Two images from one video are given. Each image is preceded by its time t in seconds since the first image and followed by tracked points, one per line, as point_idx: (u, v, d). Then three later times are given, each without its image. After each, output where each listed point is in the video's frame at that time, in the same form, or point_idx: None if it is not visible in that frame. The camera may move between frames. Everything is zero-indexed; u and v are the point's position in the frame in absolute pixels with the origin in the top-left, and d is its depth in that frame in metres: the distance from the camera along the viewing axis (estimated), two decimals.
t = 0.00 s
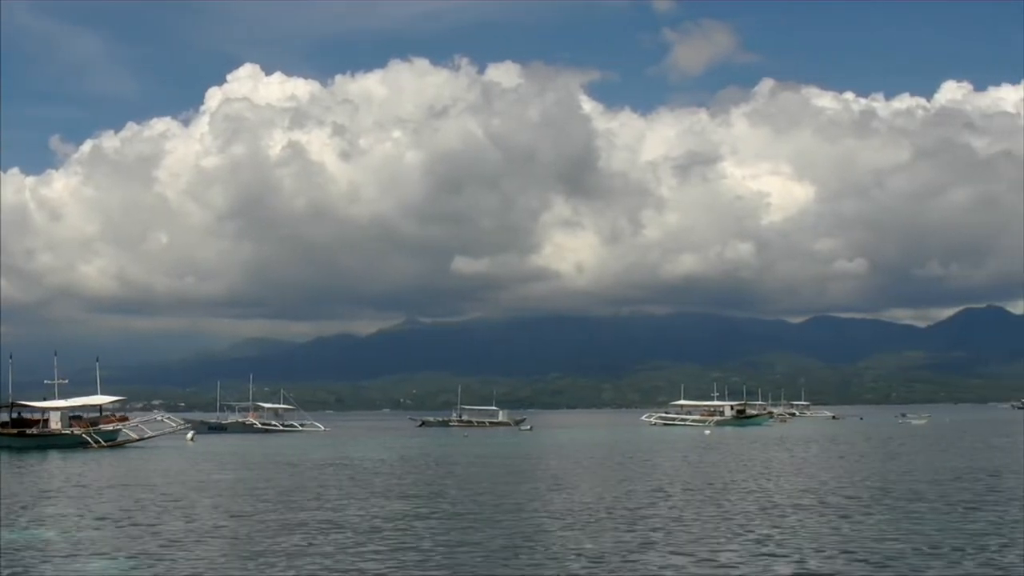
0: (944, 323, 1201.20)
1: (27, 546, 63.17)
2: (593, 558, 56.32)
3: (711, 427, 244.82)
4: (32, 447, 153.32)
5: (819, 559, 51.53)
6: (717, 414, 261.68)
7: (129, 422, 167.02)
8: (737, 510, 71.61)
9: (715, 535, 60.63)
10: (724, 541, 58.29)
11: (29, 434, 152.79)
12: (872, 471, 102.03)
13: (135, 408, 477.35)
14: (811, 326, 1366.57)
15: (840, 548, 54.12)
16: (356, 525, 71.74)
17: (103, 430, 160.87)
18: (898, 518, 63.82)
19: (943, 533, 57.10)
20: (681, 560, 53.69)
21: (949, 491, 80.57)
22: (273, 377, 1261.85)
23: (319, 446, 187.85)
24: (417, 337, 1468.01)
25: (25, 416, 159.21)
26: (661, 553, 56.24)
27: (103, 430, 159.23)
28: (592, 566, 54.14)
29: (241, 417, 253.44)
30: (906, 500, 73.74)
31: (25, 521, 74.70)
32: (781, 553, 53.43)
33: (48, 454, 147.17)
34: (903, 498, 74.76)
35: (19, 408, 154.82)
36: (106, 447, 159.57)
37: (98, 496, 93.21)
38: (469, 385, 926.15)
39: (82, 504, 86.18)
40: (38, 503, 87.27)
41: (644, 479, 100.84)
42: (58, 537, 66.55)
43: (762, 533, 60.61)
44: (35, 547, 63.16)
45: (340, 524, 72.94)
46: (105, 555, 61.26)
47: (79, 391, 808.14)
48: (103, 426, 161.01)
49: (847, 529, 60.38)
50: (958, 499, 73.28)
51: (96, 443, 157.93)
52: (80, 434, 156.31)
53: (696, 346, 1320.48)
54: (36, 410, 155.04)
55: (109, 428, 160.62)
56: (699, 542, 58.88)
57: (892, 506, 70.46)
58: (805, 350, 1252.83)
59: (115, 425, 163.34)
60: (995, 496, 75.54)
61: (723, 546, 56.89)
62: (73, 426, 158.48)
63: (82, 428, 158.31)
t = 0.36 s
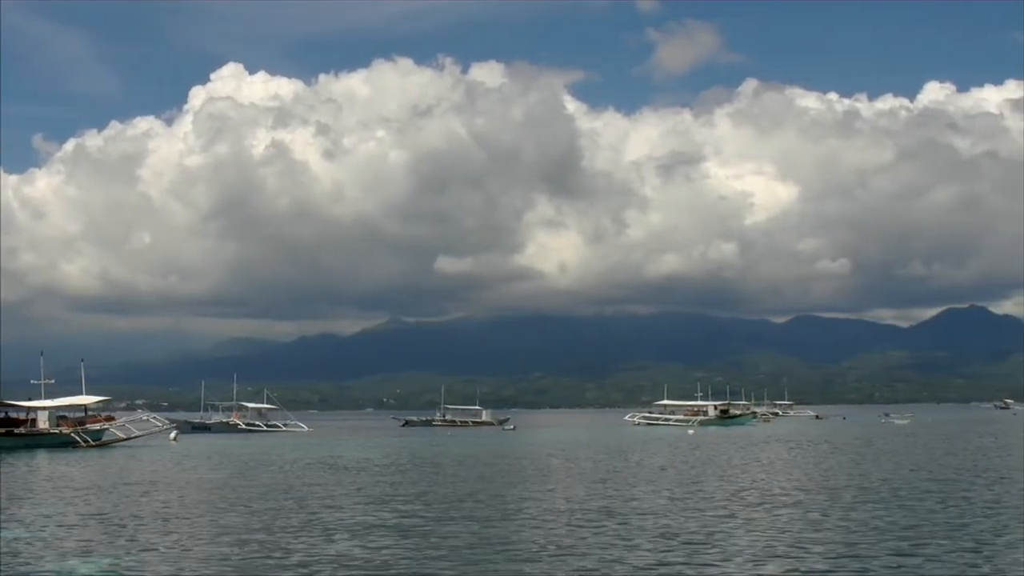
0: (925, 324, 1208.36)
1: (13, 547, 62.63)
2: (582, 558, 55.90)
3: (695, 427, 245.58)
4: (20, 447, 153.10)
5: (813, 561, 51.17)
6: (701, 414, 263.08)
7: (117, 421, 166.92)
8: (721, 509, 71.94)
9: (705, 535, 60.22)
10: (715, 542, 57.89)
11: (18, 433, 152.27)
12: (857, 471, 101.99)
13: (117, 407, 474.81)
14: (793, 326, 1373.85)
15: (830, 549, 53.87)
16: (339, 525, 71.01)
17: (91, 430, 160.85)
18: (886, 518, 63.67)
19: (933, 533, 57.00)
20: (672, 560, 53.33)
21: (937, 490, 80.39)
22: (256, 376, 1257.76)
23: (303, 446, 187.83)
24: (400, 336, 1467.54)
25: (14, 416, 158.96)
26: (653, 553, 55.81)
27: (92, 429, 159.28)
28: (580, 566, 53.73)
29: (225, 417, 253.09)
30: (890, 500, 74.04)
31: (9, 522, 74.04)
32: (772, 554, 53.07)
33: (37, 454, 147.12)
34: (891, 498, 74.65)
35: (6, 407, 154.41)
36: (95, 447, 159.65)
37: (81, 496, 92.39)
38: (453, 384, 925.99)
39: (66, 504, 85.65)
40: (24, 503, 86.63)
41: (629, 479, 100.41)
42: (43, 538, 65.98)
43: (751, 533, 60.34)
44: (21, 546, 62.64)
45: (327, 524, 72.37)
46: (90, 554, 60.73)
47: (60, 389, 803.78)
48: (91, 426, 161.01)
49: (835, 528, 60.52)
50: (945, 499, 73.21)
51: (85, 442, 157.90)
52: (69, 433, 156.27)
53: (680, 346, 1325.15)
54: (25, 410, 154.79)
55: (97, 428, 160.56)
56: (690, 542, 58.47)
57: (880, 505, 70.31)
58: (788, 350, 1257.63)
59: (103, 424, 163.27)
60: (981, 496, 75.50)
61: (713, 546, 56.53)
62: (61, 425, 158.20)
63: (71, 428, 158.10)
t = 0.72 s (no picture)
0: (904, 325, 1215.82)
1: None
2: (565, 558, 55.48)
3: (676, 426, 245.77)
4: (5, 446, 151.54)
5: (797, 562, 51.00)
6: (682, 414, 263.43)
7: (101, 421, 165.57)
8: (702, 510, 71.40)
9: (687, 536, 59.89)
10: (696, 543, 57.48)
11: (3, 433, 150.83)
12: (837, 471, 101.69)
13: (93, 408, 470.28)
14: (773, 326, 1379.43)
15: (814, 549, 53.77)
16: (316, 525, 70.12)
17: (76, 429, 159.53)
18: (870, 518, 63.59)
19: (918, 533, 56.95)
20: (656, 561, 52.87)
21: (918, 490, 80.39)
22: (235, 376, 1249.76)
23: (283, 446, 186.26)
24: (381, 336, 1463.81)
25: None
26: (634, 553, 55.40)
27: (77, 428, 157.96)
28: (560, 566, 53.39)
29: (206, 416, 251.03)
30: (870, 500, 73.79)
31: None
32: (756, 556, 52.60)
33: (21, 453, 145.55)
34: (875, 499, 74.48)
35: None
36: (80, 446, 158.39)
37: (56, 496, 90.86)
38: (433, 383, 924.56)
39: (41, 505, 84.11)
40: None
41: (609, 479, 99.77)
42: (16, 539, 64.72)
43: (733, 532, 60.02)
44: None
45: (305, 524, 71.47)
46: (65, 555, 59.71)
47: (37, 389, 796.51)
48: (76, 425, 159.59)
49: (816, 529, 60.17)
50: (930, 499, 73.00)
51: (71, 441, 156.58)
52: (55, 432, 154.93)
53: (660, 345, 1328.27)
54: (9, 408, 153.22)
55: (82, 427, 159.23)
56: (670, 542, 58.17)
57: (862, 506, 70.13)
58: (768, 350, 1262.49)
59: (88, 423, 161.97)
60: (965, 496, 75.49)
61: (696, 546, 56.26)
62: (45, 425, 156.76)
63: (55, 427, 156.69)
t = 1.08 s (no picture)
0: (884, 325, 1224.02)
1: None
2: (556, 558, 55.06)
3: (657, 426, 245.88)
4: None
5: (793, 562, 50.72)
6: (662, 413, 263.99)
7: (86, 421, 164.56)
8: (690, 510, 70.99)
9: (679, 536, 59.48)
10: (686, 543, 57.29)
11: None
12: (821, 470, 101.51)
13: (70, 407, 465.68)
14: (753, 326, 1385.45)
15: (807, 550, 53.48)
16: (301, 526, 69.42)
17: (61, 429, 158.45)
18: (862, 517, 63.35)
19: (912, 534, 56.69)
20: (649, 562, 52.49)
21: (906, 490, 80.16)
22: (214, 375, 1242.69)
23: (263, 445, 185.04)
24: (361, 335, 1460.82)
25: None
26: (623, 554, 55.14)
27: (61, 428, 156.94)
28: (552, 565, 53.04)
29: (186, 415, 249.50)
30: (854, 500, 73.64)
31: None
32: (749, 557, 52.30)
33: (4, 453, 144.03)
34: (862, 499, 74.33)
35: None
36: (65, 446, 157.29)
37: (35, 496, 89.61)
38: (413, 382, 923.28)
39: (23, 506, 82.88)
40: None
41: (591, 479, 99.25)
42: None
43: (724, 533, 59.73)
44: None
45: (290, 525, 70.46)
46: (49, 553, 58.90)
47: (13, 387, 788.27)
48: (60, 425, 158.34)
49: (804, 527, 60.22)
50: (917, 500, 72.94)
51: (55, 440, 155.51)
52: (40, 431, 153.89)
53: (641, 345, 1332.07)
54: None
55: (67, 427, 158.08)
56: (662, 542, 57.77)
57: (845, 505, 70.18)
58: (748, 350, 1267.76)
59: (73, 423, 160.90)
60: (952, 495, 75.51)
61: (687, 546, 56.00)
62: (29, 424, 155.87)
63: (40, 427, 155.59)
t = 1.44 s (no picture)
0: (866, 325, 1230.95)
1: None
2: (554, 556, 54.67)
3: (639, 426, 246.28)
4: None
5: (795, 562, 50.51)
6: (645, 414, 264.49)
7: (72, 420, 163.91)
8: (675, 509, 70.65)
9: (675, 535, 59.25)
10: (675, 543, 56.95)
11: None
12: (807, 471, 101.20)
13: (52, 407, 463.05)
14: (736, 327, 1390.44)
15: (806, 550, 53.33)
16: (290, 526, 68.76)
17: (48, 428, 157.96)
18: (861, 518, 63.14)
19: (911, 534, 56.64)
20: (648, 561, 52.22)
21: (897, 490, 80.09)
22: (196, 375, 1236.22)
23: (246, 445, 184.14)
24: (343, 336, 1457.59)
25: None
26: (611, 554, 54.75)
27: (48, 427, 156.51)
28: (535, 565, 52.86)
29: (169, 415, 248.50)
30: (840, 501, 73.53)
31: None
32: (748, 557, 52.05)
33: None
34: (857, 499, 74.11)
35: None
36: (51, 445, 156.86)
37: (17, 496, 88.74)
38: (396, 382, 922.26)
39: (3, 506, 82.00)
40: None
41: (579, 479, 98.73)
42: None
43: (712, 533, 59.44)
44: None
45: (275, 525, 69.80)
46: (30, 554, 58.42)
47: None
48: (47, 424, 157.87)
49: (790, 527, 60.13)
50: (913, 499, 72.80)
51: (42, 440, 155.00)
52: (27, 431, 153.35)
53: (624, 345, 1335.08)
54: None
55: (54, 426, 157.69)
56: (660, 541, 57.49)
57: (831, 506, 69.98)
58: (731, 350, 1272.15)
59: (60, 423, 160.39)
60: (945, 496, 75.55)
61: (686, 545, 55.71)
62: (16, 424, 155.11)
63: (28, 426, 155.00)
